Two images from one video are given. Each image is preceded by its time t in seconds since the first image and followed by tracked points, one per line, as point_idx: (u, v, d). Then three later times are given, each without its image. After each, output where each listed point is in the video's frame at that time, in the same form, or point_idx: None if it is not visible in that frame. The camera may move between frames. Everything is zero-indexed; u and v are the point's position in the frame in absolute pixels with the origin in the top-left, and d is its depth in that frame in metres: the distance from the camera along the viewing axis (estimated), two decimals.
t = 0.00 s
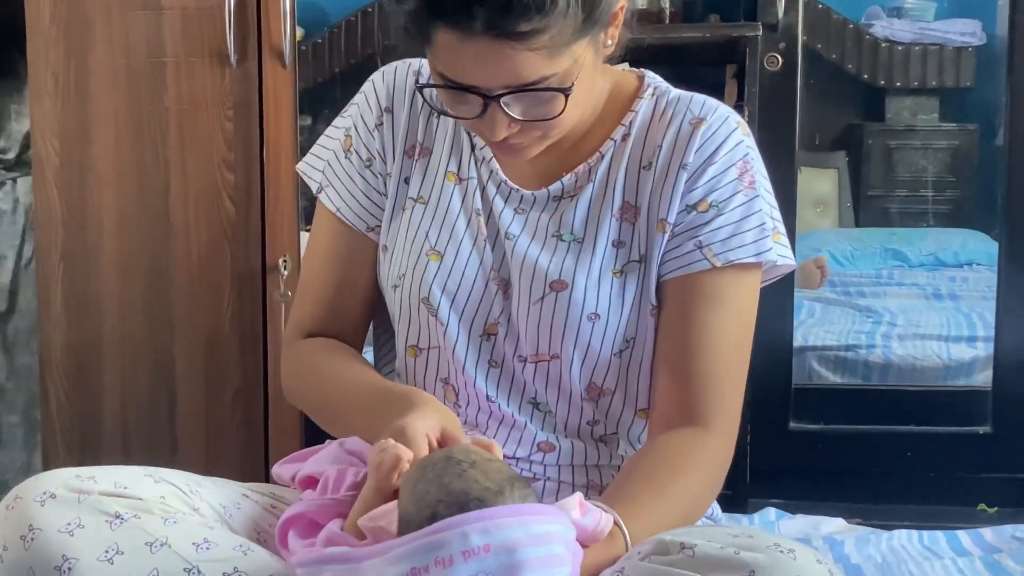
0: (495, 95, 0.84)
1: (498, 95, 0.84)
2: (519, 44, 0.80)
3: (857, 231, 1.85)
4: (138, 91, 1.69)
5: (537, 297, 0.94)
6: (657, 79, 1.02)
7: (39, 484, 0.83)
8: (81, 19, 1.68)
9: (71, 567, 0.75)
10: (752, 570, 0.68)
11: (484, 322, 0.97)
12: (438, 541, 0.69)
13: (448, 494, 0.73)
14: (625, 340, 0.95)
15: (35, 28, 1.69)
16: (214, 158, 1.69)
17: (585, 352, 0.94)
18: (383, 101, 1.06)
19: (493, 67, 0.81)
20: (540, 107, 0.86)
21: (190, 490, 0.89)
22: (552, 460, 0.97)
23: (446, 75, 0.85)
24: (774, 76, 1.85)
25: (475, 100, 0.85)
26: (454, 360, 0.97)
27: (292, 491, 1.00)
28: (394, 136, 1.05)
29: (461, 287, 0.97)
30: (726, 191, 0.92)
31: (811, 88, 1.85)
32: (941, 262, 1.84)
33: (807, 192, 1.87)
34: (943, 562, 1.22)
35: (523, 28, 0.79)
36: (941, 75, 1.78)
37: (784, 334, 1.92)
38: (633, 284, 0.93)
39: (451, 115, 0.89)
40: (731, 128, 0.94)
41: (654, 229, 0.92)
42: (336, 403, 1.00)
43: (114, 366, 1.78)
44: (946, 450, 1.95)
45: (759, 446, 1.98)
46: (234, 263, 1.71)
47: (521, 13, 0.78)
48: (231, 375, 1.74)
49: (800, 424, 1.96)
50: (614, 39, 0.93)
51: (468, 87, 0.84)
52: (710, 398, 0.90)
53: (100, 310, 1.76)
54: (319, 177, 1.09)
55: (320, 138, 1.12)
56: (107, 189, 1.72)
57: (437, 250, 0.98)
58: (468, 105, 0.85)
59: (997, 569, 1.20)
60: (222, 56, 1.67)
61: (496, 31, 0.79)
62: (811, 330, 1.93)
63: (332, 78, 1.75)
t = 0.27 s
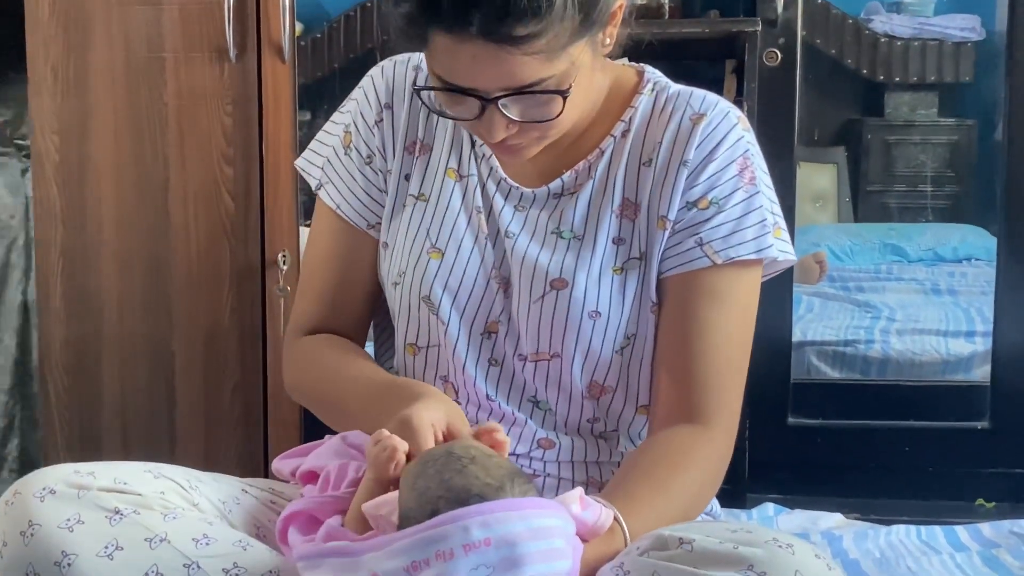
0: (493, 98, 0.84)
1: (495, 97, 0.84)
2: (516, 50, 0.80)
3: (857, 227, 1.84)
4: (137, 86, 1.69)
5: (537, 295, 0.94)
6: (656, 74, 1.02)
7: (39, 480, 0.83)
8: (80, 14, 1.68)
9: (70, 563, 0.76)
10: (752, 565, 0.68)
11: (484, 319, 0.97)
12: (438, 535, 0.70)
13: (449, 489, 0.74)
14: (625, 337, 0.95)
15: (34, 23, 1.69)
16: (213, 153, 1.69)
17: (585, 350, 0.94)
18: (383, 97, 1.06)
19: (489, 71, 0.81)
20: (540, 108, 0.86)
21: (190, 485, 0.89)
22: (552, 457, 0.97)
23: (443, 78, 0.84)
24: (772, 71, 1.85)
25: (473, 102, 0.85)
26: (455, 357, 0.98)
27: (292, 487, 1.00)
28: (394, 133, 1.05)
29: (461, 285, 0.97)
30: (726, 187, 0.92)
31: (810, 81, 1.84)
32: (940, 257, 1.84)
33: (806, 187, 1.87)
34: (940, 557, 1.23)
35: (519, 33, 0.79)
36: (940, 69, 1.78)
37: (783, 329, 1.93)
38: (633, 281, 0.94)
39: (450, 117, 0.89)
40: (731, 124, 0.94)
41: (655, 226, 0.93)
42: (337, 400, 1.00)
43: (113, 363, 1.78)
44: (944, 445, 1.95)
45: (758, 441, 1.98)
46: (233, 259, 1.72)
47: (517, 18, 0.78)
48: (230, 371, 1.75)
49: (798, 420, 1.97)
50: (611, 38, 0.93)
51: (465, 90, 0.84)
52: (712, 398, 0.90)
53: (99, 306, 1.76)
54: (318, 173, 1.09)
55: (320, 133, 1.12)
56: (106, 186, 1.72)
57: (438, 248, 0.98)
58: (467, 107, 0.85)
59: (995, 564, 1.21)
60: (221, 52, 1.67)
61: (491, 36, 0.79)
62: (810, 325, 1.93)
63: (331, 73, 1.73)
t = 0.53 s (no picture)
0: (490, 99, 0.83)
1: (492, 98, 0.83)
2: (511, 52, 0.79)
3: (858, 223, 1.85)
4: (137, 82, 1.69)
5: (536, 293, 0.94)
6: (654, 68, 1.02)
7: (39, 476, 0.83)
8: (80, 9, 1.67)
9: (70, 559, 0.76)
10: (751, 558, 0.69)
11: (483, 317, 0.97)
12: (437, 523, 0.70)
13: (446, 479, 0.74)
14: (625, 334, 0.95)
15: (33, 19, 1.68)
16: (213, 149, 1.69)
17: (584, 348, 0.94)
18: (381, 93, 1.06)
19: (485, 71, 0.81)
20: (537, 108, 0.86)
21: (190, 481, 0.89)
22: (553, 453, 0.97)
23: (439, 80, 0.84)
24: (773, 67, 1.83)
25: (470, 104, 0.84)
26: (454, 355, 0.98)
27: (293, 483, 1.00)
28: (393, 130, 1.04)
29: (460, 282, 0.97)
30: (725, 184, 0.92)
31: (811, 77, 1.84)
32: (940, 253, 1.83)
33: (804, 184, 1.86)
34: (940, 552, 1.23)
35: (513, 36, 0.78)
36: (941, 64, 1.78)
37: (784, 325, 1.91)
38: (632, 279, 0.94)
39: (447, 116, 0.88)
40: (729, 119, 0.94)
41: (654, 223, 0.92)
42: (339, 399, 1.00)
43: (113, 360, 1.78)
44: (945, 440, 1.95)
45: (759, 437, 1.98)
46: (233, 255, 1.72)
47: (511, 21, 0.77)
48: (230, 367, 1.75)
49: (798, 416, 1.97)
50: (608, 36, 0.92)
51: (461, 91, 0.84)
52: (712, 395, 0.90)
53: (100, 302, 1.76)
54: (317, 171, 1.08)
55: (317, 130, 1.11)
56: (106, 183, 1.72)
57: (437, 245, 0.98)
58: (463, 108, 0.85)
59: (995, 559, 1.21)
60: (221, 47, 1.66)
61: (486, 40, 0.78)
62: (811, 321, 1.93)
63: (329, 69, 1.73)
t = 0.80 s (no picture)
0: (485, 101, 0.83)
1: (487, 100, 0.83)
2: (509, 50, 0.79)
3: (858, 220, 1.85)
4: (137, 79, 1.68)
5: (535, 291, 0.94)
6: (652, 62, 1.01)
7: (40, 474, 0.83)
8: (81, 6, 1.67)
9: (71, 557, 0.76)
10: (752, 556, 0.68)
11: (481, 315, 0.97)
12: (436, 518, 0.70)
13: (447, 469, 0.74)
14: (625, 331, 0.95)
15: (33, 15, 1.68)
16: (213, 145, 1.69)
17: (583, 346, 0.94)
18: (377, 92, 1.06)
19: (482, 73, 0.80)
20: (532, 110, 0.86)
21: (190, 478, 0.89)
22: (553, 450, 0.98)
23: (433, 82, 0.84)
24: (775, 63, 1.84)
25: (466, 106, 0.84)
26: (452, 353, 0.98)
27: (293, 481, 1.00)
28: (390, 129, 1.04)
29: (458, 280, 0.97)
30: (724, 179, 0.91)
31: (812, 76, 1.84)
32: (941, 249, 1.84)
33: (807, 180, 1.86)
34: (941, 549, 1.23)
35: (505, 40, 0.78)
36: (942, 62, 1.77)
37: (783, 321, 1.92)
38: (632, 275, 0.94)
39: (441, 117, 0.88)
40: (727, 113, 0.94)
41: (652, 220, 0.92)
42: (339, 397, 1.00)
43: (114, 358, 1.78)
44: (946, 437, 1.95)
45: (760, 434, 1.98)
46: (234, 252, 1.72)
47: (503, 24, 0.76)
48: (231, 364, 1.75)
49: (799, 412, 1.97)
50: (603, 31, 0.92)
51: (455, 94, 0.84)
52: (712, 390, 0.90)
53: (101, 299, 1.76)
54: (312, 168, 1.09)
55: (314, 127, 1.12)
56: (105, 181, 1.72)
57: (433, 245, 0.97)
58: (458, 110, 0.85)
59: (996, 556, 1.21)
60: (222, 44, 1.66)
61: (478, 44, 0.78)
62: (812, 317, 1.93)
63: (330, 66, 1.74)
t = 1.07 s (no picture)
0: (481, 106, 0.84)
1: (483, 105, 0.84)
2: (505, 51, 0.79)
3: (861, 217, 1.85)
4: (138, 78, 1.68)
5: (532, 290, 0.94)
6: (649, 58, 1.01)
7: (40, 472, 0.83)
8: (82, 4, 1.67)
9: (71, 555, 0.76)
10: (751, 553, 0.68)
11: (479, 315, 0.97)
12: (431, 519, 0.70)
13: (439, 469, 0.74)
14: (623, 329, 0.95)
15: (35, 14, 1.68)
16: (214, 144, 1.69)
17: (581, 344, 0.94)
18: (370, 94, 1.05)
19: (476, 78, 0.81)
20: (529, 112, 0.86)
21: (191, 476, 0.89)
22: (552, 448, 0.98)
23: (429, 87, 0.84)
24: (776, 61, 1.84)
25: (461, 110, 0.85)
26: (450, 352, 0.98)
27: (293, 478, 1.00)
28: (384, 130, 1.04)
29: (456, 280, 0.97)
30: (721, 176, 0.91)
31: (813, 74, 1.84)
32: (943, 247, 1.84)
33: (808, 178, 1.87)
34: (942, 546, 1.23)
35: (501, 48, 0.78)
36: (944, 60, 1.77)
37: (785, 320, 1.92)
38: (630, 272, 0.93)
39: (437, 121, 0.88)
40: (723, 110, 0.94)
41: (648, 218, 0.92)
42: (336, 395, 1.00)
43: (115, 356, 1.78)
44: (947, 435, 1.95)
45: (760, 432, 1.98)
46: (234, 250, 1.72)
47: (498, 32, 0.76)
48: (232, 362, 1.75)
49: (800, 410, 1.97)
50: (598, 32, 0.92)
51: (451, 98, 0.84)
52: (715, 385, 0.90)
53: (101, 297, 1.77)
54: (303, 167, 1.09)
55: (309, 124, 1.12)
56: (106, 179, 1.73)
57: (429, 245, 0.98)
58: (455, 114, 0.85)
59: (998, 554, 1.21)
60: (223, 43, 1.66)
61: (473, 53, 0.78)
62: (814, 315, 1.93)
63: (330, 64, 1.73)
